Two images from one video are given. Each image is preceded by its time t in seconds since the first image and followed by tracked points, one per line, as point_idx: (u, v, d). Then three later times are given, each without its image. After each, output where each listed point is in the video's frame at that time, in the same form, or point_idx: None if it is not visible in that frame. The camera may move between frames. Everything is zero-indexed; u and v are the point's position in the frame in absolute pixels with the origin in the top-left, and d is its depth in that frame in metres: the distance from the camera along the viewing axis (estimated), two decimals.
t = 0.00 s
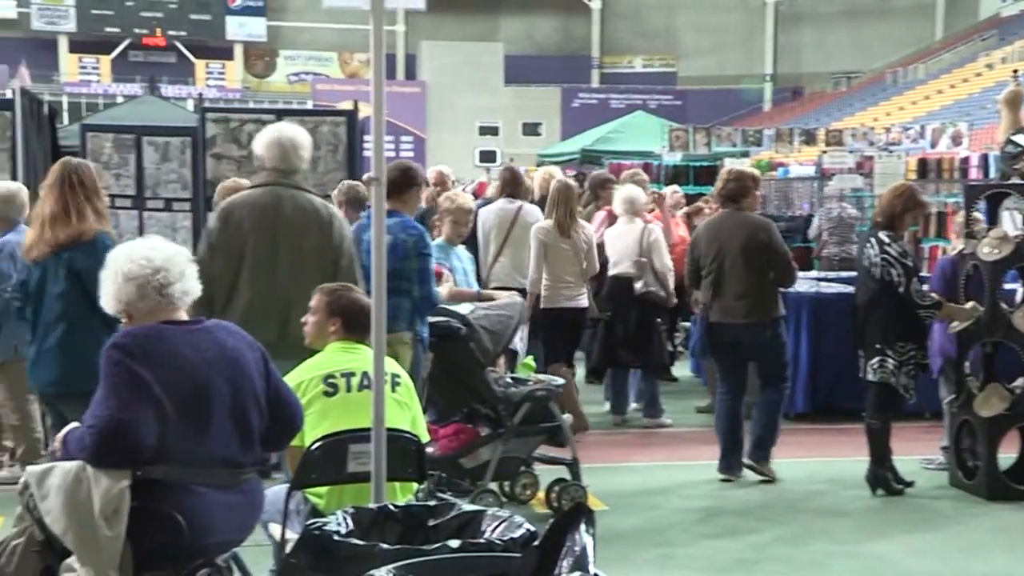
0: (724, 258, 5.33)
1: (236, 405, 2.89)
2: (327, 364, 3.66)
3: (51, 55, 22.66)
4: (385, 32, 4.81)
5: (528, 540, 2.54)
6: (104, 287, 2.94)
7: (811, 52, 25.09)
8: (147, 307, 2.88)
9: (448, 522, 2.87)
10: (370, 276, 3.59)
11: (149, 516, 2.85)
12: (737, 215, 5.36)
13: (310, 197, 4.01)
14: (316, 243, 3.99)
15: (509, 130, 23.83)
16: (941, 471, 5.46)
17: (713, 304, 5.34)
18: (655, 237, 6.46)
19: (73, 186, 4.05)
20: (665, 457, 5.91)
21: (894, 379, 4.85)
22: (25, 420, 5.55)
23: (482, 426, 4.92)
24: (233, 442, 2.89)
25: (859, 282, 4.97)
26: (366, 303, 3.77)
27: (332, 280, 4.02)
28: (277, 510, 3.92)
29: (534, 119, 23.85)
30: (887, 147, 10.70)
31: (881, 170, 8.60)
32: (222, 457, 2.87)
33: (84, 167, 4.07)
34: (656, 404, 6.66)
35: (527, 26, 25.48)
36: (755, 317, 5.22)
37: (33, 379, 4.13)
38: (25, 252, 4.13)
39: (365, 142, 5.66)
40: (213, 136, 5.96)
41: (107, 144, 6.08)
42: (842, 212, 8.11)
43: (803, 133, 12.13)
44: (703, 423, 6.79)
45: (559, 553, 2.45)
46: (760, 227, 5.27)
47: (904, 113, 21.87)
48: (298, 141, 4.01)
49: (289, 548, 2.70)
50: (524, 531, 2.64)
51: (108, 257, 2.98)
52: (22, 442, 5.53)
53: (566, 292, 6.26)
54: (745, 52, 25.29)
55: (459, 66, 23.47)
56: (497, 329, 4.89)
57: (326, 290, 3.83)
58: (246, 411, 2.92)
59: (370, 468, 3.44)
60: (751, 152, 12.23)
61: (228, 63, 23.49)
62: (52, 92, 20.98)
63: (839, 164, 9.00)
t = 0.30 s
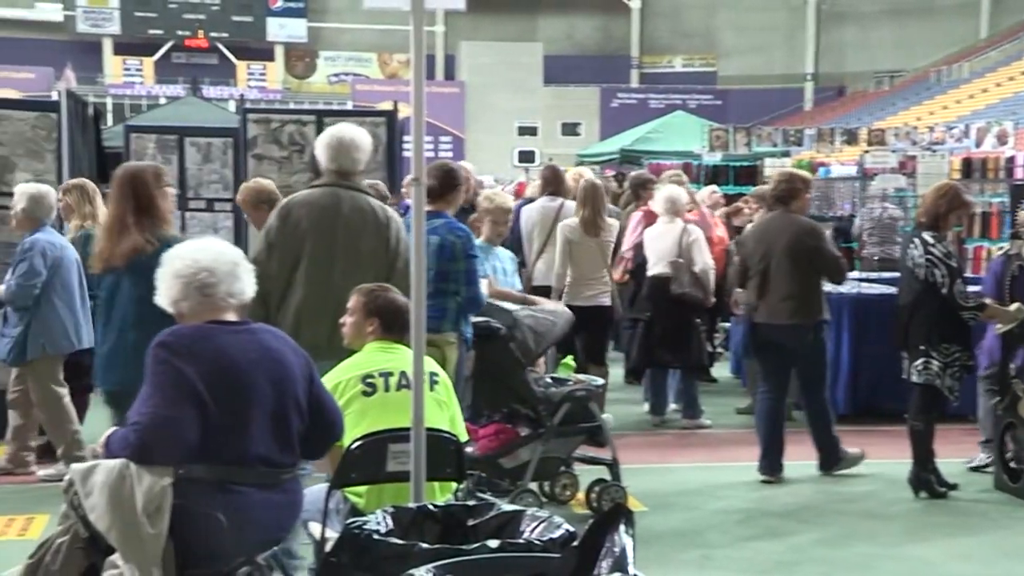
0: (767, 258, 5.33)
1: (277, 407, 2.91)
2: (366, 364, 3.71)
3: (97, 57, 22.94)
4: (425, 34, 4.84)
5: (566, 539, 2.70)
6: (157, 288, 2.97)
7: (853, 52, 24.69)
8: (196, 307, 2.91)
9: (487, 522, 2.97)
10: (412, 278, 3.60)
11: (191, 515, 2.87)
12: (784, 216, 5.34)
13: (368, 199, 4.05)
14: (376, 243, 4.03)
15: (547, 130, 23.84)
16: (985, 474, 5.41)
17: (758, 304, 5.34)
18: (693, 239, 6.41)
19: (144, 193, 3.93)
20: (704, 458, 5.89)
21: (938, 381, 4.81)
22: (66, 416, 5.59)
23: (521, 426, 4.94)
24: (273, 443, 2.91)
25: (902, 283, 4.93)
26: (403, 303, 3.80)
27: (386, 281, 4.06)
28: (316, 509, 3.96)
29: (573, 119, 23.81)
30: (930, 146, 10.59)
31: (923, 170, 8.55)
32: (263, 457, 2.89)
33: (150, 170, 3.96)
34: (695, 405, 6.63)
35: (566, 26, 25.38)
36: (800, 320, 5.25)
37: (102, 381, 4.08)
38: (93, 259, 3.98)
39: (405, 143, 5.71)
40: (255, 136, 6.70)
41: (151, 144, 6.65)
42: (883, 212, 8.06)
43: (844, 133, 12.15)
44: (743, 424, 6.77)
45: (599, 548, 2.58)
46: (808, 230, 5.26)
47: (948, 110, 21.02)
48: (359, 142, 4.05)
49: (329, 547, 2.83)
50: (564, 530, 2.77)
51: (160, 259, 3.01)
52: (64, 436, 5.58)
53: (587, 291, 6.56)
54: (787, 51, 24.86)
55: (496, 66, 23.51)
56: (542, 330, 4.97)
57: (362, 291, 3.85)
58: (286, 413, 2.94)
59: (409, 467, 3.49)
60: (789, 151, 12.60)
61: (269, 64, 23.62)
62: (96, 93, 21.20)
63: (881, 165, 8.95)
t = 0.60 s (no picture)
0: (840, 264, 5.26)
1: (328, 408, 2.93)
2: (414, 364, 3.75)
3: (150, 59, 23.24)
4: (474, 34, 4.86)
5: (614, 542, 2.73)
6: (219, 284, 3.01)
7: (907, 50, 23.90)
8: (253, 305, 2.94)
9: (535, 522, 2.99)
10: (463, 279, 3.62)
11: (242, 512, 2.88)
12: (860, 220, 5.26)
13: (417, 200, 4.04)
14: (417, 245, 4.02)
15: (596, 130, 23.81)
16: None
17: (830, 308, 5.28)
18: (741, 238, 6.39)
19: (219, 191, 4.07)
20: (752, 460, 5.85)
21: (992, 384, 4.75)
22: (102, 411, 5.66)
23: (569, 426, 4.96)
24: (324, 443, 2.93)
25: (956, 285, 4.88)
26: (451, 304, 3.81)
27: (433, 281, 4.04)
28: (365, 508, 3.99)
29: (619, 119, 23.78)
30: (986, 146, 10.42)
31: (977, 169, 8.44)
32: (314, 457, 2.90)
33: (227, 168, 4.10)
34: (743, 406, 6.61)
35: (614, 25, 24.86)
36: (872, 325, 5.20)
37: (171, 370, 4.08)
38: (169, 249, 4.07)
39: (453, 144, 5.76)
40: (304, 137, 6.92)
41: (203, 145, 7.52)
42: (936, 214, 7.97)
43: (895, 132, 12.16)
44: (790, 425, 6.76)
45: (645, 554, 2.64)
46: (886, 237, 5.17)
47: (1004, 109, 20.09)
48: (418, 145, 4.06)
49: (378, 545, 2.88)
50: (612, 531, 2.80)
51: (225, 255, 3.06)
52: (98, 431, 5.63)
53: (617, 289, 6.60)
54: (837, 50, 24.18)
55: (546, 65, 23.64)
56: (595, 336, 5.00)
57: (409, 291, 3.87)
58: (337, 415, 2.96)
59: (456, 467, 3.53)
60: (839, 152, 12.85)
61: (318, 65, 23.80)
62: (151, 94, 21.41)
63: (933, 164, 8.85)
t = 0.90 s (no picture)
0: (907, 265, 5.34)
1: (373, 409, 2.94)
2: (457, 363, 3.78)
3: (195, 60, 23.43)
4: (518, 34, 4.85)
5: (655, 543, 2.77)
6: (267, 281, 3.03)
7: (953, 50, 22.82)
8: (300, 307, 2.95)
9: (577, 522, 2.99)
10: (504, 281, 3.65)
11: (286, 511, 2.89)
12: (927, 223, 5.31)
13: (469, 200, 4.07)
14: (466, 252, 4.06)
15: (639, 132, 23.58)
16: None
17: (896, 310, 5.37)
18: (782, 238, 6.35)
19: (272, 188, 4.15)
20: (794, 462, 5.80)
21: None
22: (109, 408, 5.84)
23: (611, 427, 4.94)
24: (367, 444, 2.94)
25: (1005, 286, 4.81)
26: (493, 306, 3.87)
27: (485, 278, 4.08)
28: (408, 507, 4.01)
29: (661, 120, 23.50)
30: None
31: None
32: (358, 457, 2.92)
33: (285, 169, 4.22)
34: (785, 406, 6.58)
35: (656, 26, 24.61)
36: (940, 326, 5.24)
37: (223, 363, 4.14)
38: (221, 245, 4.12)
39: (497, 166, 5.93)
40: (348, 137, 7.00)
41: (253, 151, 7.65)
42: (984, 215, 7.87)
43: (942, 132, 12.01)
44: (834, 427, 6.74)
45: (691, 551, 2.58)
46: (953, 240, 5.22)
47: None
48: (473, 146, 4.07)
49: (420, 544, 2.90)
50: (654, 533, 2.83)
51: (274, 253, 3.08)
52: (89, 436, 5.76)
53: (654, 289, 6.57)
54: (884, 49, 23.30)
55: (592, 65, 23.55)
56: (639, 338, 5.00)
57: (450, 291, 3.94)
58: (381, 416, 2.97)
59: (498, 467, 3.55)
60: (885, 151, 12.71)
61: (361, 66, 23.85)
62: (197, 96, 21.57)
63: (983, 164, 8.73)
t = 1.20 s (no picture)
0: (969, 264, 5.34)
1: (419, 406, 2.95)
2: (503, 364, 3.80)
3: (244, 62, 23.56)
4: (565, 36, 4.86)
5: (701, 544, 2.74)
6: (300, 283, 3.03)
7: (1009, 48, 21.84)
8: (340, 305, 2.96)
9: (622, 523, 2.99)
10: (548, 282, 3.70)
11: (332, 511, 2.89)
12: (991, 223, 5.28)
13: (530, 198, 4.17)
14: (521, 248, 4.20)
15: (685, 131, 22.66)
16: None
17: (959, 309, 5.38)
18: (827, 239, 6.33)
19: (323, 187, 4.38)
20: (841, 465, 5.76)
21: None
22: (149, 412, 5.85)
23: (656, 428, 4.92)
24: (414, 441, 2.95)
25: None
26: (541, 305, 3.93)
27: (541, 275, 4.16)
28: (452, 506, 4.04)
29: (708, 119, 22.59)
30: None
31: None
32: (404, 455, 2.93)
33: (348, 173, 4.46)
34: (832, 407, 6.55)
35: (703, 26, 24.07)
36: (1001, 326, 5.21)
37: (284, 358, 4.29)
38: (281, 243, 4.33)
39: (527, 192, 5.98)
40: (394, 138, 7.03)
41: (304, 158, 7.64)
42: None
43: (997, 131, 11.81)
44: (883, 430, 6.71)
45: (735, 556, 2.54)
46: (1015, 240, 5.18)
47: None
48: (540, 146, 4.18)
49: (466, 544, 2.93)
50: (700, 534, 2.79)
51: (307, 255, 3.06)
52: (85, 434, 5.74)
53: (705, 288, 6.61)
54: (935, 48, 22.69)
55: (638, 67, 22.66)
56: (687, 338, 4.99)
57: (497, 292, 3.99)
58: (427, 413, 2.98)
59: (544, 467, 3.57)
60: (938, 151, 12.54)
61: (408, 67, 23.93)
62: (245, 98, 21.74)
63: None
